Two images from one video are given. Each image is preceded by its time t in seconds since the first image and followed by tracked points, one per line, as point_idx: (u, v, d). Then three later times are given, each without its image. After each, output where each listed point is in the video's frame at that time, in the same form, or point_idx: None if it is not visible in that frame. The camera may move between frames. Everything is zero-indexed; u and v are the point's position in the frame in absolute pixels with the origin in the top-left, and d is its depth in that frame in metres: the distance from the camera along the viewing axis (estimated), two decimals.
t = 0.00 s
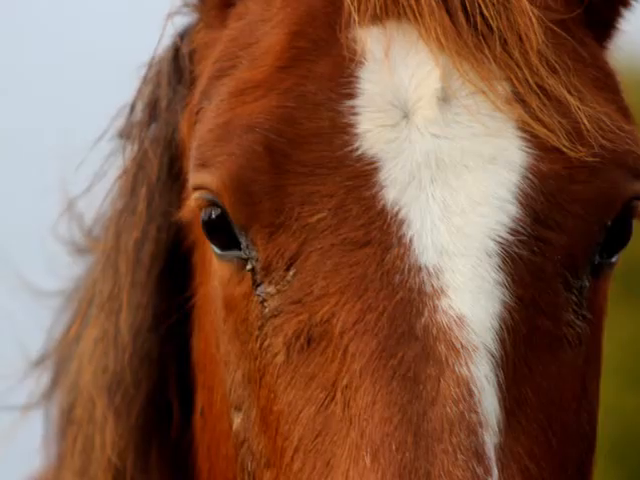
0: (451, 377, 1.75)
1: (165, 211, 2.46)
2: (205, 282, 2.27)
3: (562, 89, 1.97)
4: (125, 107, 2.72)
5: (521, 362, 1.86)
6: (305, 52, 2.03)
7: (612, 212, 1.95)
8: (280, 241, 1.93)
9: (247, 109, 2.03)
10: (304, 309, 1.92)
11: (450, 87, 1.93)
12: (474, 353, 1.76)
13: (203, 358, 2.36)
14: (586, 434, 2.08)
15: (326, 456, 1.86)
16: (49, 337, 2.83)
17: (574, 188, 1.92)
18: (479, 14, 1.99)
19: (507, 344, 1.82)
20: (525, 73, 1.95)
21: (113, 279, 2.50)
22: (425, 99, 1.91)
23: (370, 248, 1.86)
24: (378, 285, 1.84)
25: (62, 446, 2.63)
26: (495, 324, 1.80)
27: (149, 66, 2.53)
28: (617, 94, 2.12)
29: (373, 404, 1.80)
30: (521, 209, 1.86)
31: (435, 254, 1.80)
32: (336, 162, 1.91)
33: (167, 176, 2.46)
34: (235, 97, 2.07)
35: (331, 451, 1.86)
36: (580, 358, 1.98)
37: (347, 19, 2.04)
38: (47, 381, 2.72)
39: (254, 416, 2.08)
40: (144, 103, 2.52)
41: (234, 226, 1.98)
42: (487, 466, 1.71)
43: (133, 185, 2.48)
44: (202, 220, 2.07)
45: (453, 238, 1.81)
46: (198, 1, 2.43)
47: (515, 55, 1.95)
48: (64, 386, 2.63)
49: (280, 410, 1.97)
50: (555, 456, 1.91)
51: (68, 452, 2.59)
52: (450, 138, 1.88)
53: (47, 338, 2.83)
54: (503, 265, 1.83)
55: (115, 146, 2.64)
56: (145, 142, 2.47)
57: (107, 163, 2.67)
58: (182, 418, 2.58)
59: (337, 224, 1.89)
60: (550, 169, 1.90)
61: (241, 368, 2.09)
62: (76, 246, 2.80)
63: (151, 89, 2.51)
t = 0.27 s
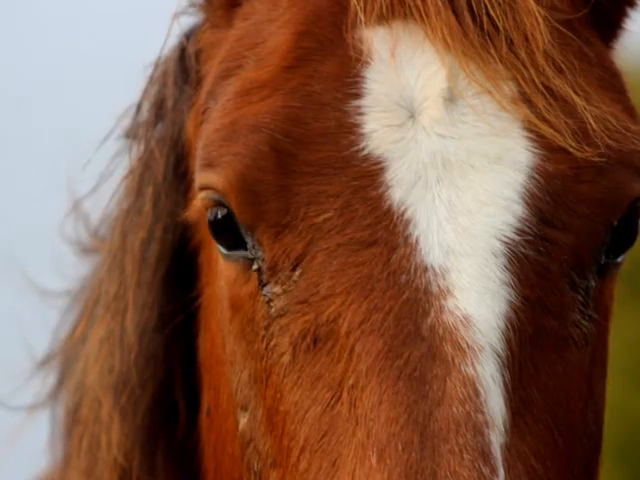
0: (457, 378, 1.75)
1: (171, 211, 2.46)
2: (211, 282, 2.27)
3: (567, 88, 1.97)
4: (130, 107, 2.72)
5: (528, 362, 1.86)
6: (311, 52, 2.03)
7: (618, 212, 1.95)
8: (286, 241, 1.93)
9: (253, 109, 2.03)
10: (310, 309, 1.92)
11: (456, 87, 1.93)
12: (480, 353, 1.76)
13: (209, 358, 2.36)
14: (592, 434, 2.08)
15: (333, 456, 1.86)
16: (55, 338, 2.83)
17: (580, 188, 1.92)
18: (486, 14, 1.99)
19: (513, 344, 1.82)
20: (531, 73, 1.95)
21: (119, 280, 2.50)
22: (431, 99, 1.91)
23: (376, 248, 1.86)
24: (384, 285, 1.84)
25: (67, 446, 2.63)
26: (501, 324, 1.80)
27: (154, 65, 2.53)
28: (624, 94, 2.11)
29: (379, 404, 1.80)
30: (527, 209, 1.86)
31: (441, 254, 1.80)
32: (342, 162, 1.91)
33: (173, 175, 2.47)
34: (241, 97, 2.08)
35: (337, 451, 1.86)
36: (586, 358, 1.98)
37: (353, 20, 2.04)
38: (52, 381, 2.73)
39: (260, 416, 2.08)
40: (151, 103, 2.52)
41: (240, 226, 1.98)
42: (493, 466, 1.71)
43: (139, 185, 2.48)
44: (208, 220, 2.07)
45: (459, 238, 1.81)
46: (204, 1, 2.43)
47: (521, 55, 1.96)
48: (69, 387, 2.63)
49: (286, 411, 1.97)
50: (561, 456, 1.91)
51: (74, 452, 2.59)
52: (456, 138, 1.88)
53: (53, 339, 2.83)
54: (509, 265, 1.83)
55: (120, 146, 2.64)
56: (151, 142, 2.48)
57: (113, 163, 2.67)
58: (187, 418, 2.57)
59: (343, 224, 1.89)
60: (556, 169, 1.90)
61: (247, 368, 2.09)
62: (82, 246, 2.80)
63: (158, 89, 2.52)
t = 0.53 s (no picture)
0: (463, 377, 1.75)
1: (177, 211, 2.46)
2: (217, 282, 2.27)
3: (574, 88, 1.96)
4: (136, 107, 2.72)
5: (534, 362, 1.86)
6: (317, 52, 2.04)
7: (624, 212, 1.95)
8: (292, 240, 1.93)
9: (259, 109, 2.03)
10: (316, 309, 1.92)
11: (462, 87, 1.92)
12: (486, 353, 1.76)
13: (215, 358, 2.36)
14: (599, 434, 2.08)
15: (339, 456, 1.86)
16: (61, 338, 2.83)
17: (586, 188, 1.92)
18: (492, 14, 1.98)
19: (519, 344, 1.82)
20: (537, 73, 1.95)
21: (125, 279, 2.50)
22: (438, 99, 1.91)
23: (382, 248, 1.86)
24: (390, 284, 1.84)
25: (73, 446, 2.64)
26: (507, 324, 1.80)
27: (161, 65, 2.55)
28: (630, 94, 2.11)
29: (385, 405, 1.80)
30: (532, 209, 1.86)
31: (447, 254, 1.80)
32: (348, 162, 1.91)
33: (179, 175, 2.46)
34: (247, 97, 2.08)
35: (344, 451, 1.86)
36: (592, 358, 1.98)
37: (359, 19, 2.04)
38: (59, 381, 2.73)
39: (266, 415, 2.08)
40: (157, 103, 2.53)
41: (246, 226, 1.99)
42: (499, 466, 1.71)
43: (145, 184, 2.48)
44: (214, 220, 2.08)
45: (465, 237, 1.81)
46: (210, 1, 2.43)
47: (527, 55, 1.96)
48: (76, 386, 2.63)
49: (292, 410, 1.97)
50: (567, 456, 1.91)
51: (80, 452, 2.60)
52: (462, 138, 1.88)
53: (59, 339, 2.83)
54: (515, 265, 1.83)
55: (126, 146, 2.64)
56: (157, 142, 2.48)
57: (119, 163, 2.67)
58: (193, 418, 2.58)
59: (349, 223, 1.89)
60: (562, 169, 1.90)
61: (253, 368, 2.09)
62: (88, 246, 2.80)
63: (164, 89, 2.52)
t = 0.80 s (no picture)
0: (469, 377, 1.75)
1: (183, 211, 2.46)
2: (223, 282, 2.27)
3: (580, 88, 1.97)
4: (142, 108, 2.73)
5: (540, 362, 1.86)
6: (324, 52, 2.04)
7: (631, 212, 1.95)
8: (298, 240, 1.93)
9: (265, 109, 2.03)
10: (322, 309, 1.92)
11: (468, 87, 1.93)
12: (492, 353, 1.76)
13: (221, 358, 2.36)
14: (605, 434, 2.08)
15: (345, 456, 1.86)
16: (67, 338, 2.84)
17: (592, 188, 1.92)
18: (498, 14, 1.99)
19: (525, 344, 1.82)
20: (543, 73, 1.95)
21: (131, 279, 2.50)
22: (444, 99, 1.91)
23: (388, 248, 1.86)
24: (396, 284, 1.84)
25: (79, 446, 2.64)
26: (513, 324, 1.80)
27: (167, 65, 2.55)
28: (636, 94, 2.11)
29: (391, 405, 1.80)
30: (538, 209, 1.86)
31: (453, 254, 1.80)
32: (355, 162, 1.91)
33: (185, 175, 2.46)
34: (253, 97, 2.08)
35: (350, 451, 1.86)
36: (598, 358, 1.98)
37: (365, 19, 2.04)
38: (65, 381, 2.74)
39: (272, 416, 2.08)
40: (164, 103, 2.53)
41: (252, 226, 1.99)
42: (505, 466, 1.71)
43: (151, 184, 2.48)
44: (220, 220, 2.08)
45: (471, 237, 1.81)
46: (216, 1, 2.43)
47: (533, 55, 1.96)
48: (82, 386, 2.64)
49: (298, 410, 1.97)
50: (573, 456, 1.91)
51: (86, 452, 2.60)
52: (469, 138, 1.88)
53: (66, 339, 2.84)
54: (521, 265, 1.83)
55: (132, 146, 2.65)
56: (163, 142, 2.48)
57: (125, 163, 2.67)
58: (199, 419, 2.58)
59: (355, 223, 1.90)
60: (568, 169, 1.90)
61: (259, 368, 2.09)
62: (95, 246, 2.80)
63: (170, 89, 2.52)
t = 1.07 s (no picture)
0: (476, 377, 1.74)
1: (190, 211, 2.46)
2: (230, 282, 2.27)
3: (586, 88, 1.96)
4: (148, 108, 2.73)
5: (546, 362, 1.86)
6: (330, 52, 2.04)
7: (638, 212, 1.95)
8: (304, 240, 1.93)
9: (271, 109, 2.03)
10: (329, 309, 1.92)
11: (474, 87, 1.92)
12: (498, 353, 1.76)
13: (227, 358, 2.36)
14: (611, 434, 2.08)
15: (351, 456, 1.86)
16: (74, 338, 2.84)
17: (599, 188, 1.91)
18: (504, 14, 1.98)
19: (532, 343, 1.82)
20: (549, 73, 1.95)
21: (137, 279, 2.51)
22: (450, 99, 1.91)
23: (394, 248, 1.86)
24: (402, 284, 1.84)
25: (85, 446, 2.64)
26: (519, 324, 1.80)
27: (174, 65, 2.55)
28: None
29: (397, 405, 1.80)
30: (545, 209, 1.86)
31: (459, 254, 1.80)
32: (361, 162, 1.91)
33: (191, 175, 2.46)
34: (259, 97, 2.08)
35: (356, 451, 1.86)
36: (605, 358, 1.97)
37: (371, 19, 2.04)
38: (71, 381, 2.74)
39: (278, 415, 2.08)
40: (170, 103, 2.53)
41: (259, 226, 1.99)
42: (511, 466, 1.71)
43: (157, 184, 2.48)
44: (226, 220, 2.08)
45: (478, 238, 1.81)
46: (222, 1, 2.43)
47: (539, 55, 1.96)
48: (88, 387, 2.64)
49: (305, 410, 1.97)
50: (579, 456, 1.91)
51: (93, 452, 2.60)
52: (475, 138, 1.88)
53: (72, 339, 2.84)
54: (527, 265, 1.83)
55: (139, 146, 2.65)
56: (169, 142, 2.48)
57: (132, 163, 2.67)
58: (206, 418, 2.58)
59: (361, 223, 1.89)
60: (574, 169, 1.90)
61: (265, 368, 2.09)
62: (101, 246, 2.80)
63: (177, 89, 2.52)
